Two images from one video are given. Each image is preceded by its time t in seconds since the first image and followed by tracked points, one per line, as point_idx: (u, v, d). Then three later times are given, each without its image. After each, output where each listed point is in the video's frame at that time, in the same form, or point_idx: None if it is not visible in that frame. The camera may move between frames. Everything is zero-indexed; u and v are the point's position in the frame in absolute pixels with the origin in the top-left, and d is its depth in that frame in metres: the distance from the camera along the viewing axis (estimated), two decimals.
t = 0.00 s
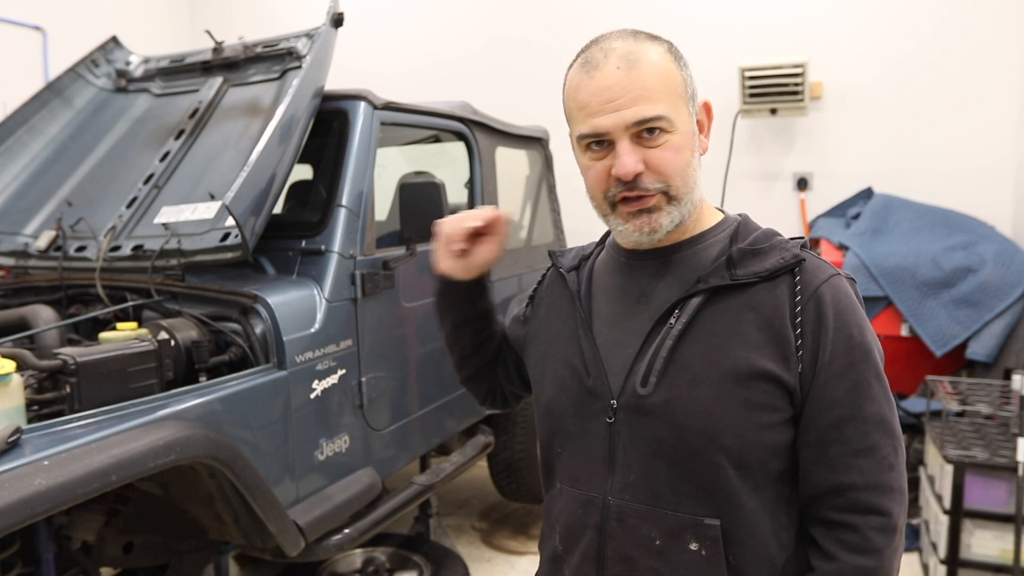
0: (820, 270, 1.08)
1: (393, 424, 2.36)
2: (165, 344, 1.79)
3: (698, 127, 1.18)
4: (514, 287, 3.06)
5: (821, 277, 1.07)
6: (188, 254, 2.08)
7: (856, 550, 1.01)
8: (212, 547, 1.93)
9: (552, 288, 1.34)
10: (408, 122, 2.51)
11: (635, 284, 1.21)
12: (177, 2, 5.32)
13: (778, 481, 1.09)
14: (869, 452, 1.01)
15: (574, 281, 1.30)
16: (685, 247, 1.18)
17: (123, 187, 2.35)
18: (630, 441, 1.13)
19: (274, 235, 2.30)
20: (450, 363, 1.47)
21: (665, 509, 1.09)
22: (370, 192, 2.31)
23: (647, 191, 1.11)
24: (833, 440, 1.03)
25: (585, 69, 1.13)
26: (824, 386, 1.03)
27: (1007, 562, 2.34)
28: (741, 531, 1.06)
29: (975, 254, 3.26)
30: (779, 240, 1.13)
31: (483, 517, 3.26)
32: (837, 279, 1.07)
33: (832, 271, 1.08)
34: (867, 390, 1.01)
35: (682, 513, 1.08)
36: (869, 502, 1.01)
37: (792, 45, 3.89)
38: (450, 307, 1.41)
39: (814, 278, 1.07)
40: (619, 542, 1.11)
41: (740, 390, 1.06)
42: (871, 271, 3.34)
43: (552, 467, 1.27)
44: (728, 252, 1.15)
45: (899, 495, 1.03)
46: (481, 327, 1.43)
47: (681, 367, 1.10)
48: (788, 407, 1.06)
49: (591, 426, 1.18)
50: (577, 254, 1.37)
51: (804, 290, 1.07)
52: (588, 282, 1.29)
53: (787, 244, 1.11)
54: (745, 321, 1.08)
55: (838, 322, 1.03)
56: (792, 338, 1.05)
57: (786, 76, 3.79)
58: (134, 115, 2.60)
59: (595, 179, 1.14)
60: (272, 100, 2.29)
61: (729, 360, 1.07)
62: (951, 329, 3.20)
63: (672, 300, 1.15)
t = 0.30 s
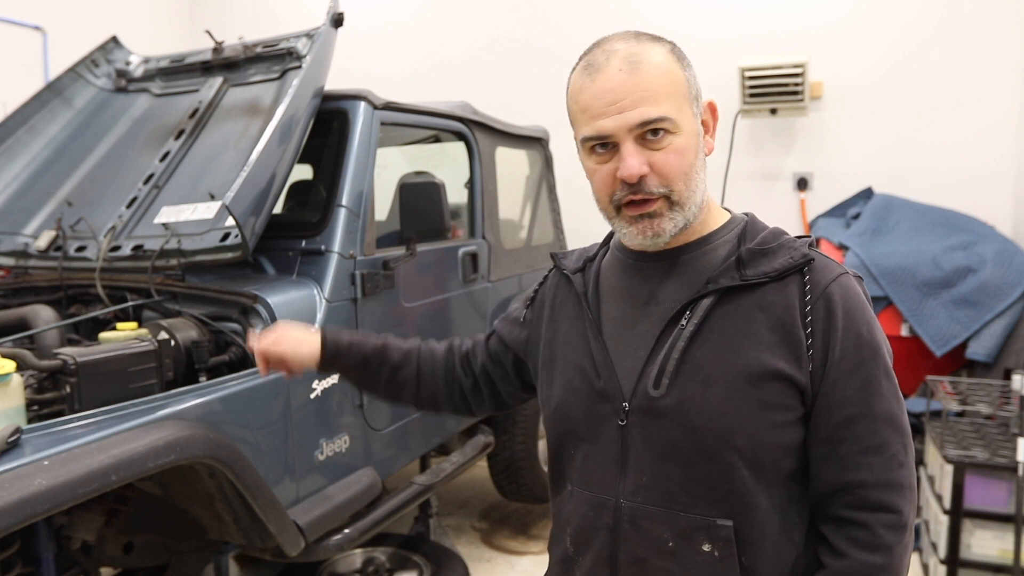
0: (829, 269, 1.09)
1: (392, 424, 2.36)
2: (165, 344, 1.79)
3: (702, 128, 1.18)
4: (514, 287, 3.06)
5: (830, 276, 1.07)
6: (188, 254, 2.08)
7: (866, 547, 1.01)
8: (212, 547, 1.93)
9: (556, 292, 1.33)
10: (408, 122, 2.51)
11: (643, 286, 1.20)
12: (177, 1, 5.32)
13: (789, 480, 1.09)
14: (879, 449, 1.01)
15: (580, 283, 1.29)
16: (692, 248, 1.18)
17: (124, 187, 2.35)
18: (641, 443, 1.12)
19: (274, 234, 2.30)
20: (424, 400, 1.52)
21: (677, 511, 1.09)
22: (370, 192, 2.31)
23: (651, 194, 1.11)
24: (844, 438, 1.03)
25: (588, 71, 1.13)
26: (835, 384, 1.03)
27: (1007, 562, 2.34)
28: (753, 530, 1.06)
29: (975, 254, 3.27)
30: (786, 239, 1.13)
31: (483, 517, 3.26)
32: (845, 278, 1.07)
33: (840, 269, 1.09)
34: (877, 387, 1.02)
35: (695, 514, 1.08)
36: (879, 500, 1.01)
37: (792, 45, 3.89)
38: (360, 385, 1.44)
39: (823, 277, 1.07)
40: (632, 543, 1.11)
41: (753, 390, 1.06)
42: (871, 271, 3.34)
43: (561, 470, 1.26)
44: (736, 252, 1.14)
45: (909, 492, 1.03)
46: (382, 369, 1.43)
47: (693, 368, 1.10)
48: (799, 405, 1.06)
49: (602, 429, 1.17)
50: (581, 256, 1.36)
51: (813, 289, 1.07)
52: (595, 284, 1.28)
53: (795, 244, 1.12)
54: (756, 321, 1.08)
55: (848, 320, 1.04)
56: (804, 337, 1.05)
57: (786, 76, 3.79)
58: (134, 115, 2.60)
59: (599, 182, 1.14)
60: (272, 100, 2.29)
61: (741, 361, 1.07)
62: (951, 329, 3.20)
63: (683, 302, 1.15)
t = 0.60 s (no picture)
0: (826, 263, 1.09)
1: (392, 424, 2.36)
2: (165, 344, 1.79)
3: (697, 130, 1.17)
4: (514, 287, 3.06)
5: (828, 270, 1.08)
6: (188, 254, 2.08)
7: (872, 537, 1.01)
8: (212, 547, 1.93)
9: (553, 302, 1.33)
10: (408, 122, 2.51)
11: (640, 288, 1.20)
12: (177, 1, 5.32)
13: (794, 475, 1.09)
14: (882, 440, 1.01)
15: (575, 289, 1.29)
16: (690, 248, 1.18)
17: (123, 187, 2.35)
18: (648, 445, 1.12)
19: (274, 235, 2.30)
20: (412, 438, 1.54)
21: (687, 511, 1.09)
22: (370, 192, 2.31)
23: (644, 194, 1.11)
24: (847, 431, 1.03)
25: (586, 70, 1.13)
26: (836, 377, 1.03)
27: (1007, 562, 2.34)
28: (762, 527, 1.06)
29: (975, 254, 3.27)
30: (781, 235, 1.13)
31: (483, 517, 3.26)
32: (842, 272, 1.08)
33: (836, 263, 1.09)
34: (877, 378, 1.02)
35: (704, 514, 1.08)
36: (882, 490, 1.01)
37: (792, 45, 3.89)
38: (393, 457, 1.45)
39: (821, 271, 1.08)
40: (642, 546, 1.11)
41: (758, 387, 1.06)
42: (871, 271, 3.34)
43: (568, 475, 1.26)
44: (734, 251, 1.15)
45: (911, 481, 1.03)
46: (407, 437, 1.43)
47: (697, 368, 1.10)
48: (802, 401, 1.06)
49: (609, 433, 1.17)
50: (574, 264, 1.36)
51: (812, 284, 1.07)
52: (591, 290, 1.28)
53: (791, 239, 1.12)
54: (757, 318, 1.08)
55: (846, 312, 1.04)
56: (805, 331, 1.05)
57: (786, 76, 3.79)
58: (134, 115, 2.59)
59: (592, 181, 1.14)
60: (272, 100, 2.29)
61: (745, 360, 1.07)
62: (951, 329, 3.19)
63: (684, 302, 1.15)
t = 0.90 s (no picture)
0: (827, 263, 1.09)
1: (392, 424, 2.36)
2: (165, 344, 1.79)
3: (698, 130, 1.17)
4: (514, 287, 3.06)
5: (829, 270, 1.07)
6: (188, 254, 2.08)
7: (875, 537, 1.01)
8: (212, 547, 1.93)
9: (555, 303, 1.33)
10: (408, 122, 2.51)
11: (641, 288, 1.20)
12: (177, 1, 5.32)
13: (796, 475, 1.09)
14: (884, 440, 1.01)
15: (576, 290, 1.29)
16: (691, 247, 1.18)
17: (124, 187, 2.35)
18: (650, 445, 1.12)
19: (274, 235, 2.30)
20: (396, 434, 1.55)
21: (690, 511, 1.09)
22: (370, 192, 2.31)
23: (638, 191, 1.11)
24: (848, 430, 1.03)
25: (585, 67, 1.14)
26: (838, 377, 1.03)
27: (1007, 562, 2.34)
28: (764, 527, 1.06)
29: (975, 254, 3.27)
30: (782, 234, 1.13)
31: (483, 517, 3.26)
32: (843, 271, 1.08)
33: (837, 262, 1.09)
34: (878, 378, 1.02)
35: (707, 514, 1.08)
36: (885, 489, 1.01)
37: (792, 45, 3.89)
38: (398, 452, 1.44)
39: (822, 270, 1.08)
40: (645, 547, 1.11)
41: (760, 387, 1.06)
42: (871, 271, 3.33)
43: (570, 475, 1.26)
44: (735, 251, 1.15)
45: (913, 480, 1.03)
46: (414, 433, 1.42)
47: (699, 368, 1.10)
48: (804, 401, 1.06)
49: (611, 433, 1.17)
50: (575, 264, 1.36)
51: (813, 284, 1.07)
52: (592, 290, 1.28)
53: (792, 239, 1.12)
54: (759, 318, 1.08)
55: (848, 311, 1.04)
56: (806, 331, 1.05)
57: (786, 76, 3.79)
58: (134, 115, 2.59)
59: (590, 177, 1.15)
60: (272, 100, 2.29)
61: (747, 360, 1.07)
62: (951, 329, 3.19)
63: (685, 302, 1.15)
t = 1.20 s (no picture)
0: (835, 267, 1.09)
1: (393, 424, 2.36)
2: (165, 344, 1.79)
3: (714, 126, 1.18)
4: (514, 287, 3.06)
5: (837, 274, 1.08)
6: (188, 254, 2.08)
7: (875, 545, 1.01)
8: (212, 547, 1.93)
9: (563, 295, 1.34)
10: (408, 122, 2.51)
11: (650, 284, 1.20)
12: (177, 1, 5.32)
13: (797, 478, 1.09)
14: (887, 447, 1.01)
15: (584, 285, 1.29)
16: (700, 246, 1.18)
17: (124, 187, 2.35)
18: (650, 443, 1.12)
19: (274, 235, 2.30)
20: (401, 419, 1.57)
21: (687, 510, 1.09)
22: (370, 192, 2.31)
23: (657, 183, 1.11)
24: (851, 435, 1.03)
25: (603, 61, 1.14)
26: (842, 381, 1.03)
27: (1007, 562, 2.34)
28: (762, 529, 1.06)
29: (975, 254, 3.27)
30: (792, 238, 1.13)
31: (483, 517, 3.26)
32: (852, 276, 1.08)
33: (846, 267, 1.09)
34: (883, 385, 1.02)
35: (705, 514, 1.08)
36: (887, 497, 1.01)
37: (792, 45, 3.89)
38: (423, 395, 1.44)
39: (830, 275, 1.08)
40: (641, 544, 1.11)
41: (762, 388, 1.06)
42: (871, 271, 3.33)
43: (569, 472, 1.27)
44: (743, 252, 1.15)
45: (915, 489, 1.03)
46: (453, 383, 1.43)
47: (702, 366, 1.10)
48: (807, 403, 1.07)
49: (611, 429, 1.17)
50: (585, 260, 1.37)
51: (820, 287, 1.07)
52: (600, 285, 1.28)
53: (801, 242, 1.12)
54: (764, 319, 1.08)
55: (854, 318, 1.04)
56: (811, 334, 1.05)
57: (786, 76, 3.79)
58: (134, 115, 2.59)
59: (607, 171, 1.15)
60: (272, 100, 2.29)
61: (750, 360, 1.07)
62: (951, 329, 3.20)
63: (690, 301, 1.15)
